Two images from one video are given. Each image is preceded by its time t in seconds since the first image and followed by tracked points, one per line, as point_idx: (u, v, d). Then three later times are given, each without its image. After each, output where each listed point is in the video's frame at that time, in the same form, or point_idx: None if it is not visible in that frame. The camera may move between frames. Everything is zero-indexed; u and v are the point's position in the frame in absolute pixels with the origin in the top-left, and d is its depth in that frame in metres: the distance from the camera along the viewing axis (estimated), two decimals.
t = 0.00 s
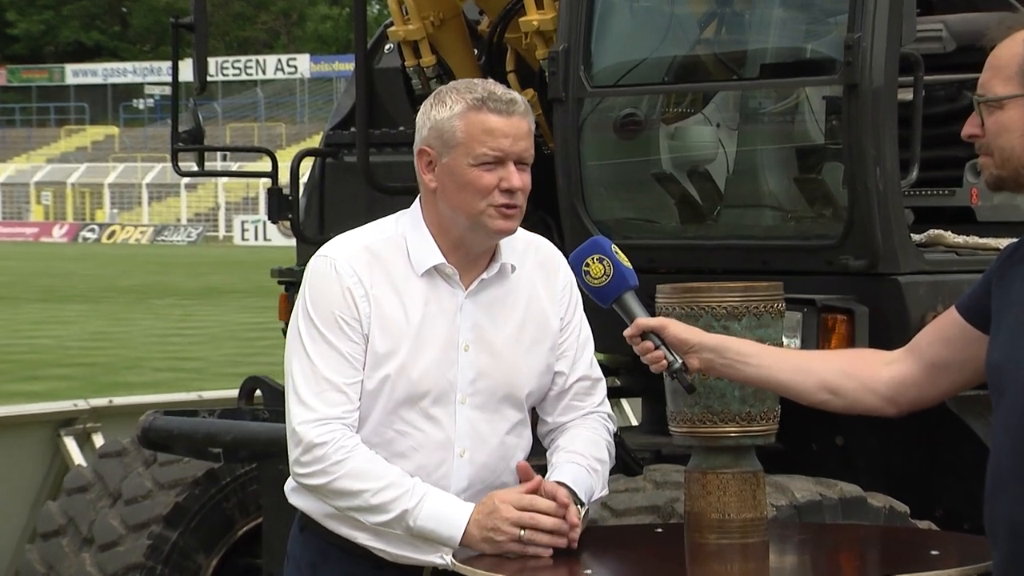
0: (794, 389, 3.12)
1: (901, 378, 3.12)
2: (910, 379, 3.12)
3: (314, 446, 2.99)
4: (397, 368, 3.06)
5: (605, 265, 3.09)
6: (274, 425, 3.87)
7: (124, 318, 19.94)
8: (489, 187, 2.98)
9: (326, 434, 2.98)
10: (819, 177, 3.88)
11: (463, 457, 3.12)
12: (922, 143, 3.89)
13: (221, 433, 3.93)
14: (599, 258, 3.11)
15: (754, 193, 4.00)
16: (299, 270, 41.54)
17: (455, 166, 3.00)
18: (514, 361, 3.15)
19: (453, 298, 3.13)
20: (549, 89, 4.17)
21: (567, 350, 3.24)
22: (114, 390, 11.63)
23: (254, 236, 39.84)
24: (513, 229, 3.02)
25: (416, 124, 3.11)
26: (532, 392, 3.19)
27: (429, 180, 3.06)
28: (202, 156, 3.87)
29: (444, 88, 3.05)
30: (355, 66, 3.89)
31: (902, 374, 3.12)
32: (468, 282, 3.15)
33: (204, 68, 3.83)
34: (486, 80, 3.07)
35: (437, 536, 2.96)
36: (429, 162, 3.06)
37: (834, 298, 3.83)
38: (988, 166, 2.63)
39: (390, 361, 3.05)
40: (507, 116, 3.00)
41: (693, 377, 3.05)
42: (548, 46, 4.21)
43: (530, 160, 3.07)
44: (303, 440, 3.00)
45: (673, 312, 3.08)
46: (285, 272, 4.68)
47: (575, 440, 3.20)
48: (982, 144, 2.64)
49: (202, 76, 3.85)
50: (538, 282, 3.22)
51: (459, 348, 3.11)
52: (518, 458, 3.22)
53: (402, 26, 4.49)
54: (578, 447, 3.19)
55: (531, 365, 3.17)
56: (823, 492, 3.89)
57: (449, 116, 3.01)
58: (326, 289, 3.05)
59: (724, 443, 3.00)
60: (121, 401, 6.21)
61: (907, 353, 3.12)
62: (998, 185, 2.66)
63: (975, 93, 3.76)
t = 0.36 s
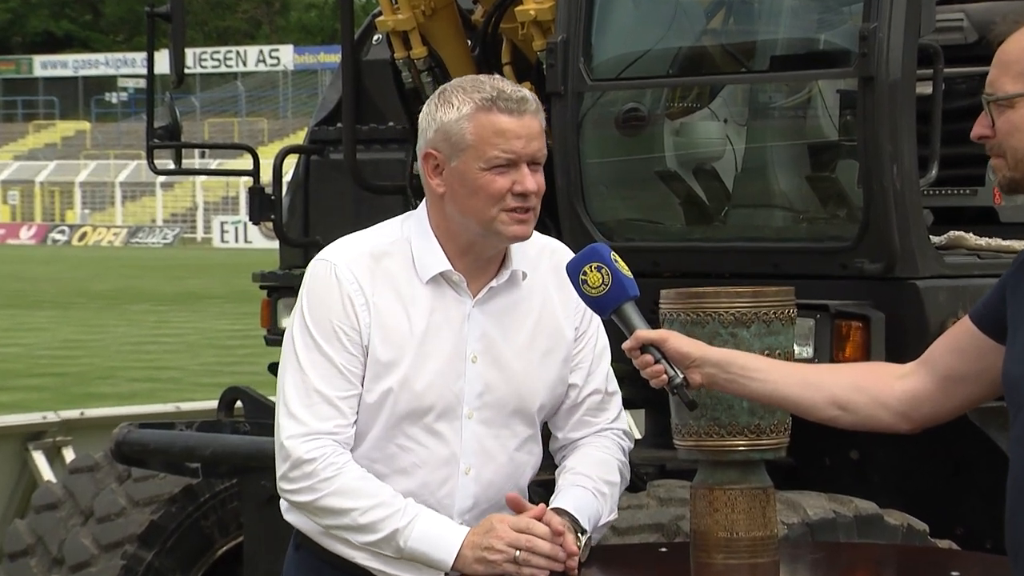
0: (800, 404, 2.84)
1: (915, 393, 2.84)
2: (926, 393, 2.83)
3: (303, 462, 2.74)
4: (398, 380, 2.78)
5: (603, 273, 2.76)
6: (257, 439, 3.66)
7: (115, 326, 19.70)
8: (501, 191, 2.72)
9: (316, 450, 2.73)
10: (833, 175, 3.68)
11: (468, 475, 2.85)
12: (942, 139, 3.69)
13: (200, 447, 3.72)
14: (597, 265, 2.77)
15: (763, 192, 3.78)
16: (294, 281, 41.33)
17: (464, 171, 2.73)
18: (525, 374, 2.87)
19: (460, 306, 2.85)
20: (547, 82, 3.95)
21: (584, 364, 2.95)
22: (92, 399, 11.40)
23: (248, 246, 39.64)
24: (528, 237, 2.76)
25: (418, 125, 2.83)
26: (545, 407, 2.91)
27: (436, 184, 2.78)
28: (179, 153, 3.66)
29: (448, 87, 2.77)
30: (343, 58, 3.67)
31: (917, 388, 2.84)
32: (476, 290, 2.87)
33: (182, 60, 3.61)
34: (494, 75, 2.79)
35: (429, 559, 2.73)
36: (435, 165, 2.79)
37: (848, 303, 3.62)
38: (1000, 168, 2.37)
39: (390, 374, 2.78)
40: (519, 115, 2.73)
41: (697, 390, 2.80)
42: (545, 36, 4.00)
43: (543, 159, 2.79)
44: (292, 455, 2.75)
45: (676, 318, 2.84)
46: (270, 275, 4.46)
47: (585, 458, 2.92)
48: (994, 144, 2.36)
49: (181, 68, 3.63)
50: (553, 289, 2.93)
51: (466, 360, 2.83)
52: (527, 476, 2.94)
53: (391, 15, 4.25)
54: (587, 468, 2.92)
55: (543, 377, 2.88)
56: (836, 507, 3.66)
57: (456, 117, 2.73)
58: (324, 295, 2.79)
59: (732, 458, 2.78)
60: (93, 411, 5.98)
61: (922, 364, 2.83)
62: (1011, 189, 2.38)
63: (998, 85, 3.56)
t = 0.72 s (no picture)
0: (815, 418, 2.70)
1: (936, 406, 2.66)
2: (950, 406, 2.65)
3: (284, 480, 2.55)
4: (384, 395, 2.57)
5: (604, 284, 2.56)
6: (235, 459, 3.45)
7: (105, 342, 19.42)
8: (506, 199, 2.52)
9: (297, 468, 2.53)
10: (850, 179, 3.47)
11: (460, 497, 2.62)
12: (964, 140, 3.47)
13: (176, 468, 3.49)
14: (596, 275, 2.57)
15: (775, 198, 3.56)
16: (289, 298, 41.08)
17: (464, 177, 2.53)
18: (521, 389, 2.63)
19: (450, 315, 2.63)
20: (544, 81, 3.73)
21: (587, 377, 2.71)
22: (64, 409, 11.16)
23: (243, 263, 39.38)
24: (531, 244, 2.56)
25: (408, 130, 2.61)
26: (545, 427, 2.67)
27: (433, 192, 2.57)
28: (154, 155, 3.44)
29: (442, 88, 2.55)
30: (328, 54, 3.45)
31: (936, 400, 2.66)
32: (468, 299, 2.65)
33: (157, 56, 3.40)
34: (491, 75, 2.58)
35: None
36: (430, 173, 2.57)
37: (868, 315, 3.40)
38: None
39: (375, 389, 2.57)
40: (521, 117, 2.53)
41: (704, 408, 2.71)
42: (544, 32, 3.76)
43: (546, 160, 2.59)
44: (273, 473, 2.56)
45: (685, 331, 2.85)
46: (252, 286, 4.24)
47: (591, 478, 2.69)
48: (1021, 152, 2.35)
49: (156, 64, 3.42)
50: (553, 297, 2.69)
51: (456, 374, 2.61)
52: (527, 498, 2.70)
53: (379, 9, 4.05)
54: (590, 489, 2.68)
55: (541, 394, 2.64)
56: (853, 534, 3.43)
57: (454, 121, 2.52)
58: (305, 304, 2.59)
59: (741, 480, 2.77)
60: (64, 428, 5.76)
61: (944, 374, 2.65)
62: None
63: None
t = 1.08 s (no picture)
0: (834, 423, 2.66)
1: (968, 408, 2.60)
2: (981, 409, 2.59)
3: (232, 506, 2.40)
4: (346, 413, 2.41)
5: (608, 287, 2.49)
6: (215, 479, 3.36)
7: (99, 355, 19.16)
8: (473, 199, 2.41)
9: (252, 492, 2.38)
10: (870, 181, 3.24)
11: (436, 518, 2.45)
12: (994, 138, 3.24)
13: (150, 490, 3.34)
14: (601, 279, 2.50)
15: (790, 201, 3.35)
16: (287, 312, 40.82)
17: (427, 178, 2.41)
18: (496, 402, 2.49)
19: (416, 329, 2.47)
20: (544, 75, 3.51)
21: (563, 385, 2.59)
22: (44, 421, 10.87)
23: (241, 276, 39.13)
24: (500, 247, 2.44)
25: (366, 128, 2.49)
26: (520, 443, 2.52)
27: (394, 195, 2.45)
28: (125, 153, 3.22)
29: (402, 84, 2.45)
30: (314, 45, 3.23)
31: (969, 403, 2.59)
32: (434, 309, 2.50)
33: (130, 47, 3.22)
34: (452, 69, 2.47)
35: None
36: (391, 173, 2.46)
37: (888, 325, 3.19)
38: None
39: (335, 408, 2.41)
40: (487, 112, 2.42)
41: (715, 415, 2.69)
42: (544, 23, 3.58)
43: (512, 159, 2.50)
44: (221, 499, 2.41)
45: (695, 341, 2.89)
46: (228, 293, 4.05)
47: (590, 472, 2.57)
48: None
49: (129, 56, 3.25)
50: (522, 303, 2.55)
51: (424, 389, 2.45)
52: (506, 519, 2.55)
53: None
54: (590, 488, 2.56)
55: (516, 405, 2.49)
56: (877, 559, 3.17)
57: (415, 118, 2.41)
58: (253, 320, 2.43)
59: (754, 500, 2.88)
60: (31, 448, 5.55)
61: (976, 375, 2.60)
62: None
63: None
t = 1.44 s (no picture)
0: (840, 444, 2.37)
1: (984, 425, 2.33)
2: (1000, 427, 2.33)
3: (212, 534, 2.15)
4: (326, 427, 2.19)
5: (600, 297, 2.30)
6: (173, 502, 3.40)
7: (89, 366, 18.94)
8: (444, 197, 2.20)
9: (235, 517, 2.14)
10: (889, 180, 3.02)
11: (426, 534, 2.26)
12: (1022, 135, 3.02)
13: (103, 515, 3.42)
14: (593, 288, 2.32)
15: (804, 202, 3.13)
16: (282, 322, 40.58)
17: (396, 173, 2.21)
18: (483, 406, 2.31)
19: (398, 333, 2.27)
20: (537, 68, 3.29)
21: (540, 383, 2.44)
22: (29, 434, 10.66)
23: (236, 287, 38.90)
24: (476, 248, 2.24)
25: (333, 118, 2.28)
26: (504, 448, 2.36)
27: (362, 192, 2.24)
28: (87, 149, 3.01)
29: (370, 71, 2.23)
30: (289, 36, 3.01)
31: (988, 421, 2.33)
32: (415, 310, 2.30)
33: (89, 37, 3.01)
34: (425, 55, 2.26)
35: None
36: (357, 167, 2.25)
37: (911, 334, 2.98)
38: None
39: (313, 421, 2.19)
40: (460, 103, 2.21)
41: (718, 432, 2.41)
42: (539, 12, 3.35)
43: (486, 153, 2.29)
44: (196, 527, 2.16)
45: (701, 354, 2.56)
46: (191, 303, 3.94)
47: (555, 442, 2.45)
48: None
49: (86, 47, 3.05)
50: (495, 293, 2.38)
51: (414, 394, 2.26)
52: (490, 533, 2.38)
53: None
54: (579, 461, 2.45)
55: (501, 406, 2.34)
56: None
57: (382, 108, 2.20)
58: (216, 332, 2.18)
59: (765, 523, 2.53)
60: None
61: (993, 391, 2.33)
62: None
63: None
